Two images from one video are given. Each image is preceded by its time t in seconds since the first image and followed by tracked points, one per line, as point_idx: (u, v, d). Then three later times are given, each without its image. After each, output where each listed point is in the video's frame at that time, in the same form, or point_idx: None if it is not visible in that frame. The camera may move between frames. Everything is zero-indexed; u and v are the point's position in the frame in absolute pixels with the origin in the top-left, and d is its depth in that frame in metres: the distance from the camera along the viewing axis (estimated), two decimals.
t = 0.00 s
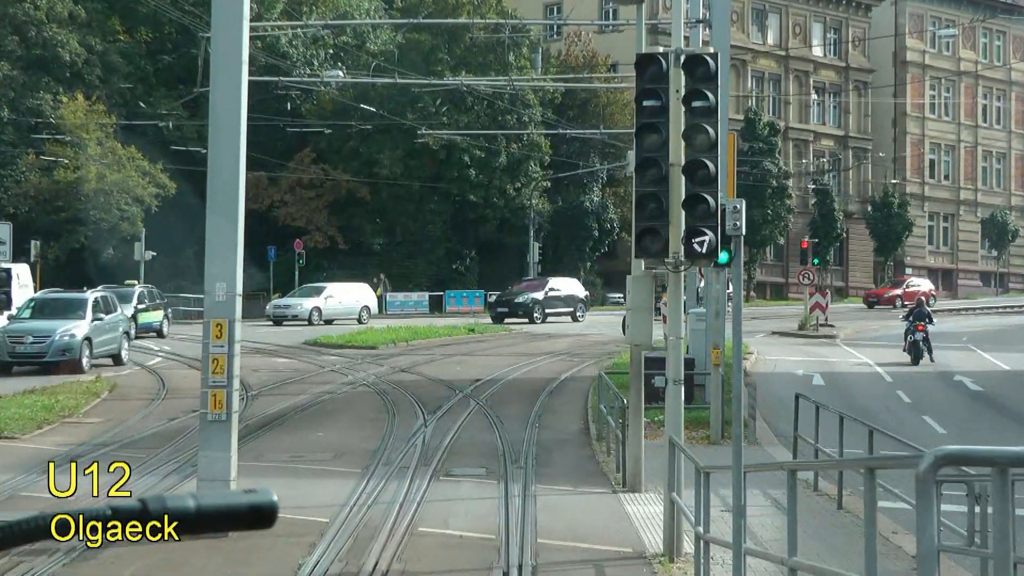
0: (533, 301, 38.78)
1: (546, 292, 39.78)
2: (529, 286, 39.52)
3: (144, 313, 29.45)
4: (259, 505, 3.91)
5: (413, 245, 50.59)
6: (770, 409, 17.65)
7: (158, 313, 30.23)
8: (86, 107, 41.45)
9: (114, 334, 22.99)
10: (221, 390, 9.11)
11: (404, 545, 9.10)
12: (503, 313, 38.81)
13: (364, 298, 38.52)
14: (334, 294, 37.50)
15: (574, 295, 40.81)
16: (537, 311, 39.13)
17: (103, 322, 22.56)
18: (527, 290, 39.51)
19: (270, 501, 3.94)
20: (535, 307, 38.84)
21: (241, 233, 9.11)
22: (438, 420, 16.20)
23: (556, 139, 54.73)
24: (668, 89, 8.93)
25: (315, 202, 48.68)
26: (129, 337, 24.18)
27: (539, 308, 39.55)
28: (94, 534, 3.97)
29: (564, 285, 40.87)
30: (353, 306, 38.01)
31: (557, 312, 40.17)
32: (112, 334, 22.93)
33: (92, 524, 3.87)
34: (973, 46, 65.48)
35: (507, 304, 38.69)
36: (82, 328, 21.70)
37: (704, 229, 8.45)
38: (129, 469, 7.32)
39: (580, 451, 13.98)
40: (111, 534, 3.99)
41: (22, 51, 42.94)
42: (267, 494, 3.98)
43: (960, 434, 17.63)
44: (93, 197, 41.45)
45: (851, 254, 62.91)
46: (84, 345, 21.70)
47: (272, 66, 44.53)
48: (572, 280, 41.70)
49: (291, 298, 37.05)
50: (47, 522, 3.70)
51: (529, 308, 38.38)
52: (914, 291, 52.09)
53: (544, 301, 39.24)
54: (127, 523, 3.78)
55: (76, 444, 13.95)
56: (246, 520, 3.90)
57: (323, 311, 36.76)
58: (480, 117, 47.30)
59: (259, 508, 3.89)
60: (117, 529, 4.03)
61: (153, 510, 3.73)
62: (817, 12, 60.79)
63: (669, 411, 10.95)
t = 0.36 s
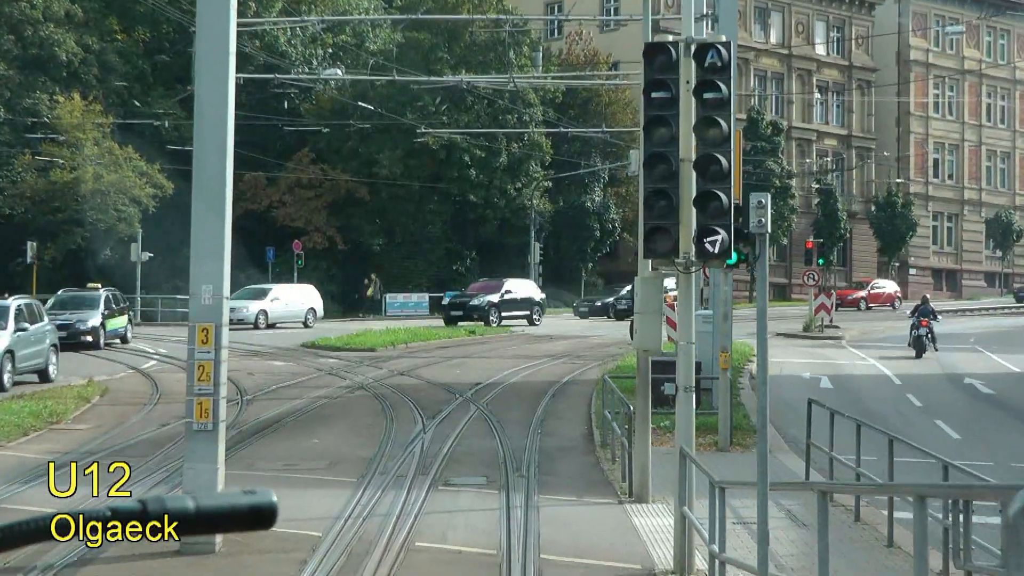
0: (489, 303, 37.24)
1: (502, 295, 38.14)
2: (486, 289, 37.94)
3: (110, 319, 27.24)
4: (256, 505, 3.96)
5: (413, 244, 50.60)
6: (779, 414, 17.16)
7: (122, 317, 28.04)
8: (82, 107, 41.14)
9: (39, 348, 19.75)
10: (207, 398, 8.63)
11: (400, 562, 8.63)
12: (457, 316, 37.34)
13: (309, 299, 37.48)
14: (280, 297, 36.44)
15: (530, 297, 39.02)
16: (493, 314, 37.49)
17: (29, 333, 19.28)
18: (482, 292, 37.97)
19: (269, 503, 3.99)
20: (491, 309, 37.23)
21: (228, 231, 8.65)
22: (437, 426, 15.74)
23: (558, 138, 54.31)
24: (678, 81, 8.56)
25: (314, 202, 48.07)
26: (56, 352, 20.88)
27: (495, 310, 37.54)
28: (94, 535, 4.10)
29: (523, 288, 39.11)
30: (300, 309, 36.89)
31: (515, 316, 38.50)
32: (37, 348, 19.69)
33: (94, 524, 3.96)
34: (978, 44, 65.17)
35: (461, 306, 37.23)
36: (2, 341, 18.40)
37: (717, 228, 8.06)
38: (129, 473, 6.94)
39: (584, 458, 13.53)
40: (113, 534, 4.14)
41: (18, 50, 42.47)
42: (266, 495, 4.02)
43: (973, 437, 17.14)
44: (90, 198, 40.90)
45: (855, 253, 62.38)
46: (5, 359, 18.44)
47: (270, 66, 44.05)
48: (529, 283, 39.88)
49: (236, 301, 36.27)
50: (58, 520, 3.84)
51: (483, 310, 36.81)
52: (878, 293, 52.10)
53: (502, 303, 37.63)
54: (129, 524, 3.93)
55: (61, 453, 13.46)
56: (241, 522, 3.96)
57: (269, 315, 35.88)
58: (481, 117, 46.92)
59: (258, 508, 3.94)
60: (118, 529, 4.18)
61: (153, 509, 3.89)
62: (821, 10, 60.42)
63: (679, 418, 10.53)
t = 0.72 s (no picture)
0: (444, 305, 35.46)
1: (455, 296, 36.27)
2: (438, 290, 36.05)
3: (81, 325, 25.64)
4: (258, 506, 3.19)
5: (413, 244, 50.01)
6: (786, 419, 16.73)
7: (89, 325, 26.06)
8: (79, 105, 40.71)
9: None
10: (193, 404, 8.21)
11: None
12: (410, 318, 35.33)
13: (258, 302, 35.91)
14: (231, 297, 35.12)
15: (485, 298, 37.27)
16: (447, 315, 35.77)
17: None
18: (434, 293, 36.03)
19: (272, 503, 3.22)
20: (445, 311, 35.46)
21: (217, 228, 8.25)
22: (436, 431, 15.31)
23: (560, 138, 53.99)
24: (688, 71, 8.24)
25: (313, 202, 47.79)
26: None
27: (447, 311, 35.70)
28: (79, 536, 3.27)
29: (475, 287, 37.49)
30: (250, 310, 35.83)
31: (467, 318, 36.85)
32: None
33: (95, 526, 3.12)
34: (982, 44, 64.85)
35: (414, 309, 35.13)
36: None
37: (729, 227, 7.76)
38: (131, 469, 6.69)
39: (587, 464, 13.13)
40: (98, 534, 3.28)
41: (15, 48, 42.10)
42: (269, 493, 3.25)
43: (986, 443, 16.72)
44: (87, 197, 40.55)
45: (858, 254, 61.93)
46: None
47: (270, 64, 43.67)
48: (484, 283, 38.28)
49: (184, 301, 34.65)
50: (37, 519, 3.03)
51: (440, 313, 34.99)
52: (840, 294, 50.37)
53: (457, 305, 35.90)
54: (122, 526, 3.13)
55: (47, 458, 13.08)
56: (242, 525, 3.18)
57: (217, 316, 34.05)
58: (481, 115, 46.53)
59: (260, 509, 3.17)
60: (106, 531, 3.33)
61: (154, 509, 3.11)
62: (824, 9, 60.10)
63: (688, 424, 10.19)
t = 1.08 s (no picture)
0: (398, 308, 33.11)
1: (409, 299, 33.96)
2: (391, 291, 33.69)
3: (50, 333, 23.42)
4: (260, 506, 3.01)
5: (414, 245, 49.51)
6: (795, 426, 16.35)
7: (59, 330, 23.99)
8: (79, 104, 40.42)
9: None
10: (181, 411, 7.85)
11: None
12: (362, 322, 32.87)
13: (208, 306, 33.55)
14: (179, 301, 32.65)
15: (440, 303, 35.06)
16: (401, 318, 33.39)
17: None
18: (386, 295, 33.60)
19: (274, 505, 3.04)
20: (399, 314, 33.13)
21: (206, 229, 7.91)
22: (436, 435, 15.00)
23: (562, 138, 53.68)
24: (697, 64, 7.93)
25: (314, 202, 47.47)
26: None
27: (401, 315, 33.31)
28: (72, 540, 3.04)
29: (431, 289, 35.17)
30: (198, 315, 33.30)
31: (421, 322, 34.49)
32: None
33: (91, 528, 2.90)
34: (986, 44, 64.51)
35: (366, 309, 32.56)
36: None
37: (741, 227, 7.39)
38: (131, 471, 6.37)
39: (590, 470, 12.78)
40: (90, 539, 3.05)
41: (14, 47, 41.69)
42: (270, 494, 3.09)
43: (998, 449, 16.33)
44: (86, 196, 40.25)
45: (861, 255, 61.52)
46: None
47: (270, 64, 43.27)
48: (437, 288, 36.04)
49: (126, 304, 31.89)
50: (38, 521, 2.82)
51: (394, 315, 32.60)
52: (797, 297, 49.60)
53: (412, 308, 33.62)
54: (120, 528, 2.96)
55: (35, 463, 12.72)
56: (244, 528, 2.99)
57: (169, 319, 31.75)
58: (483, 115, 46.17)
59: (261, 507, 2.98)
60: (103, 534, 3.12)
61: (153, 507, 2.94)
62: (828, 9, 59.76)
63: (696, 431, 9.90)
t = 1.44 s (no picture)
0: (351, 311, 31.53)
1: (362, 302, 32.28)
2: (343, 293, 31.93)
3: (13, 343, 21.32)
4: (261, 506, 2.95)
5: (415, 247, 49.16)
6: (801, 433, 16.05)
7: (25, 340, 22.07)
8: (79, 104, 40.16)
9: None
10: (171, 417, 7.51)
11: None
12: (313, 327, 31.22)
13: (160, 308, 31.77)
14: (132, 303, 30.62)
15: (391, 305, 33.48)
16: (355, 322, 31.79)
17: None
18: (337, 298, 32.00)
19: (275, 506, 2.98)
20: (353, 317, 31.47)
21: (197, 230, 7.58)
22: (436, 440, 14.71)
23: (564, 139, 53.42)
24: (707, 58, 7.74)
25: (314, 203, 47.20)
26: None
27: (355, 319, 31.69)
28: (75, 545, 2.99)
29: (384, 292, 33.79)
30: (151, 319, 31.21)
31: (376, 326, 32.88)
32: None
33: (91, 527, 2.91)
34: (990, 45, 64.32)
35: (319, 315, 30.86)
36: None
37: (751, 227, 7.18)
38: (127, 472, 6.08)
39: (594, 478, 12.46)
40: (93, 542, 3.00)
41: (13, 47, 41.34)
42: (273, 496, 3.02)
43: (1009, 454, 16.01)
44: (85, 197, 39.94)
45: (864, 257, 61.22)
46: None
47: (270, 63, 42.96)
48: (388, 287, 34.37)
49: (74, 307, 29.96)
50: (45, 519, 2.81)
51: (347, 319, 30.98)
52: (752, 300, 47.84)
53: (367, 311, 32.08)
54: (121, 528, 3.00)
55: (25, 469, 12.39)
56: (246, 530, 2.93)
57: (121, 324, 30.08)
58: (484, 116, 45.93)
59: (262, 510, 2.92)
60: (105, 532, 3.07)
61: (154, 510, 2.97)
62: (831, 10, 59.46)
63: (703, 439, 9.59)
